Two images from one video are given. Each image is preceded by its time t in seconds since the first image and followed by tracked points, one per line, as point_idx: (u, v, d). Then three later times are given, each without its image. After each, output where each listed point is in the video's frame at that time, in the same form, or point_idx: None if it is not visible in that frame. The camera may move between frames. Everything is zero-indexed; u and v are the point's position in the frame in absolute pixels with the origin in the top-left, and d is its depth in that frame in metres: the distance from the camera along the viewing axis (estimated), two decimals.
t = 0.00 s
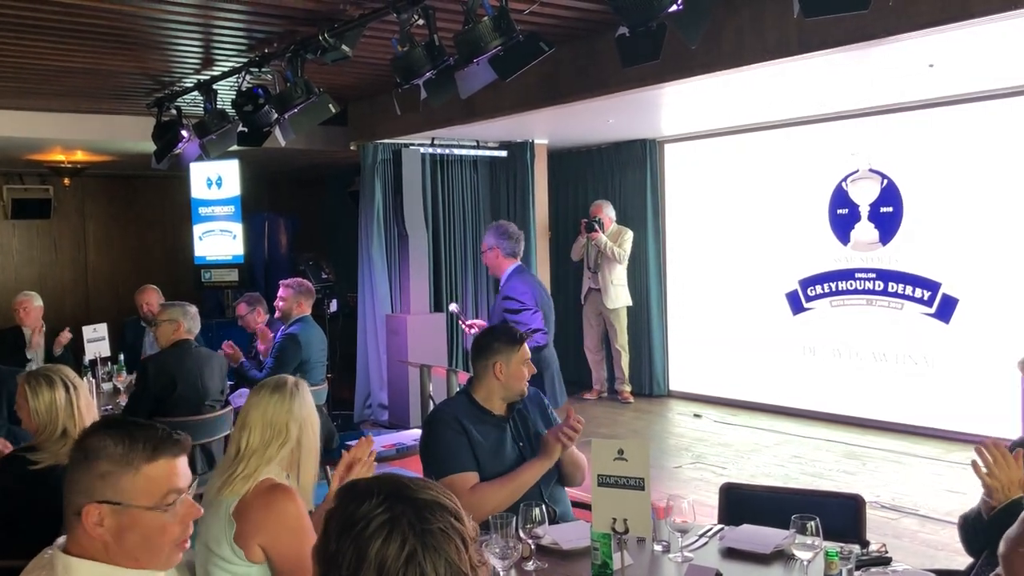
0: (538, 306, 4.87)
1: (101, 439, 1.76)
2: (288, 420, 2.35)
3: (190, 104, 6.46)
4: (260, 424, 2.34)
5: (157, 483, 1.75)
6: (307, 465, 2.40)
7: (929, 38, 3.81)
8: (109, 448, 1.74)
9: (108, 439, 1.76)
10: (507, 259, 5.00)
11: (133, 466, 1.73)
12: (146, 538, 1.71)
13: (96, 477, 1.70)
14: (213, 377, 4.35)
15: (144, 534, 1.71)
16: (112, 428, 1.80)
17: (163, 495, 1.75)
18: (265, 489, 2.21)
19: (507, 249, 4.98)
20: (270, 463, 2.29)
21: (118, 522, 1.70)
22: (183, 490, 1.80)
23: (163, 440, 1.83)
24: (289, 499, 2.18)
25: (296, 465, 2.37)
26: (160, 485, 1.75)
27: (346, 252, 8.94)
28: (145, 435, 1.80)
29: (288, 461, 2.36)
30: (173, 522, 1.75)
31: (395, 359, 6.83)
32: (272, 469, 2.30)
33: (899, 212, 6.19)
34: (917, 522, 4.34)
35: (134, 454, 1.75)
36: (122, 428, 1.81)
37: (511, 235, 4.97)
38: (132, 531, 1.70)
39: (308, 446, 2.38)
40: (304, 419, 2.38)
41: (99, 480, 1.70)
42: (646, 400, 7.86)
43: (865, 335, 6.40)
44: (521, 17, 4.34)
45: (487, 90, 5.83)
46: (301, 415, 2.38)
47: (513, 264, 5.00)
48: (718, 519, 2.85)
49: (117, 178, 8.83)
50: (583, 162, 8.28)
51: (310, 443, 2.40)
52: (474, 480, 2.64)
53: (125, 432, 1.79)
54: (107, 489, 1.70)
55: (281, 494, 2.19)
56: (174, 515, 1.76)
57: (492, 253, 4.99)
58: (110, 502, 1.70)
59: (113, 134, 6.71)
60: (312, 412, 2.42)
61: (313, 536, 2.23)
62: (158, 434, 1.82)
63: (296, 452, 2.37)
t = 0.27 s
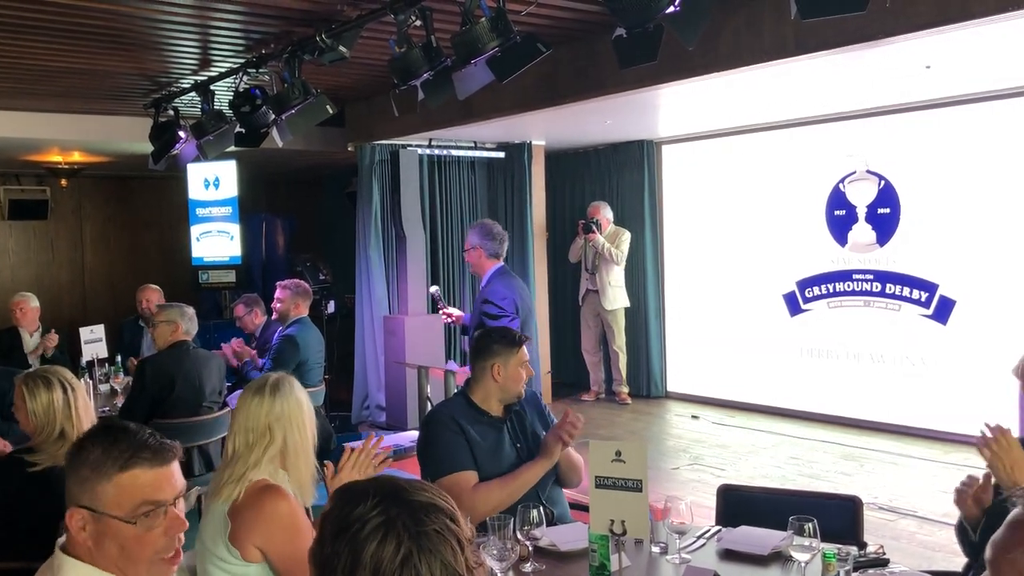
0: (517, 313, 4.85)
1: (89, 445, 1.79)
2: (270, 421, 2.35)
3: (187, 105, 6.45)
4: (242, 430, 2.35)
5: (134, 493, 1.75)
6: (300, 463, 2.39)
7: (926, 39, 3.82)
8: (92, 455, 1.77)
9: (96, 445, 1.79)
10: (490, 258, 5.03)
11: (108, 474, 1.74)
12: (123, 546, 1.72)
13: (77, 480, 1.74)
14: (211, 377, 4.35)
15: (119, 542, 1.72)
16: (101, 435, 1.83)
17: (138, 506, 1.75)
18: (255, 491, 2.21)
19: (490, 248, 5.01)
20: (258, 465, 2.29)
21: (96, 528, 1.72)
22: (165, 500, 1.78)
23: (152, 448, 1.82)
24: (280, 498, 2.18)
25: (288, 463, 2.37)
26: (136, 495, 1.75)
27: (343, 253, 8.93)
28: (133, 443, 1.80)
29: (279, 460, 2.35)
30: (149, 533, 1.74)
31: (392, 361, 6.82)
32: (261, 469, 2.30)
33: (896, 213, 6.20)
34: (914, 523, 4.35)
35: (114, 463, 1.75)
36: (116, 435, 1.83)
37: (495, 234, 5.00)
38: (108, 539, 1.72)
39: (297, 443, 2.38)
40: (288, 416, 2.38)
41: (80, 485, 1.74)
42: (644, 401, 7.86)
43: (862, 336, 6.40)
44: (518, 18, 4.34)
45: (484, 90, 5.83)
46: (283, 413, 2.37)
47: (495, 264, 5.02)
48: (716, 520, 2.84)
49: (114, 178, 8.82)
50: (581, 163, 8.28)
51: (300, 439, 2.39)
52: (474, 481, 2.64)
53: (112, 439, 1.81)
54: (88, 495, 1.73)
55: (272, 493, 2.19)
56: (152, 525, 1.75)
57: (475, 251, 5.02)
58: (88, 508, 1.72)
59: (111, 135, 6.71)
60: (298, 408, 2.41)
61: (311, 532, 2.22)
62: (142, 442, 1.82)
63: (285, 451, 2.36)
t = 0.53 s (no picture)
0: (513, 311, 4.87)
1: (94, 451, 1.78)
2: (256, 424, 2.35)
3: (185, 105, 6.44)
4: (229, 435, 2.36)
5: (133, 501, 1.72)
6: (291, 466, 2.39)
7: (924, 41, 3.82)
8: (95, 461, 1.75)
9: (100, 452, 1.77)
10: (477, 258, 5.00)
11: (106, 481, 1.72)
12: (121, 556, 1.69)
13: (79, 486, 1.73)
14: (207, 378, 4.35)
15: (118, 551, 1.69)
16: (106, 441, 1.81)
17: (136, 516, 1.72)
18: (245, 493, 2.20)
19: (477, 249, 4.99)
20: (245, 469, 2.31)
21: (96, 534, 1.70)
22: (165, 510, 1.75)
23: (155, 456, 1.80)
24: (273, 498, 2.16)
25: (278, 463, 2.37)
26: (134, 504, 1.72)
27: (340, 254, 8.93)
28: (136, 450, 1.78)
29: (269, 462, 2.36)
30: (147, 544, 1.71)
31: (389, 362, 6.81)
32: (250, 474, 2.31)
33: (894, 215, 6.20)
34: (911, 525, 4.35)
35: (114, 470, 1.73)
36: (122, 441, 1.82)
37: (483, 235, 4.99)
38: (105, 548, 1.69)
39: (286, 443, 2.37)
40: (274, 418, 2.37)
41: (81, 491, 1.72)
42: (641, 402, 7.85)
43: (859, 338, 6.41)
44: (516, 19, 4.34)
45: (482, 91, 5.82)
46: (268, 415, 2.37)
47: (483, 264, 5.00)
48: (714, 522, 2.84)
49: (111, 178, 8.80)
50: (578, 163, 8.28)
51: (288, 440, 2.39)
52: (471, 483, 2.63)
53: (114, 445, 1.79)
54: (89, 502, 1.71)
55: (266, 493, 2.18)
56: (150, 535, 1.72)
57: (463, 251, 4.98)
58: (88, 514, 1.70)
59: (108, 135, 6.69)
60: (284, 409, 2.39)
61: (307, 531, 2.19)
62: (144, 450, 1.79)
63: (274, 452, 2.37)
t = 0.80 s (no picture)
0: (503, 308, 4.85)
1: (94, 456, 1.75)
2: (249, 427, 2.35)
3: (181, 106, 6.44)
4: (221, 438, 2.35)
5: (131, 511, 1.69)
6: (284, 470, 2.37)
7: (920, 44, 3.83)
8: (94, 468, 1.71)
9: (101, 457, 1.74)
10: (459, 259, 4.99)
11: (104, 490, 1.68)
12: (118, 565, 1.67)
13: (79, 492, 1.70)
14: (205, 379, 4.34)
15: (115, 560, 1.67)
16: (107, 446, 1.77)
17: (134, 526, 1.68)
18: (233, 498, 2.21)
19: (457, 250, 4.98)
20: (236, 472, 2.29)
21: (94, 541, 1.68)
22: (164, 520, 1.71)
23: (156, 465, 1.75)
24: (262, 503, 2.18)
25: (270, 468, 2.35)
26: (132, 514, 1.68)
27: (337, 255, 8.93)
28: (136, 457, 1.73)
29: (261, 466, 2.34)
30: (145, 555, 1.68)
31: (386, 363, 6.81)
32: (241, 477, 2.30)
33: (890, 217, 6.21)
34: (908, 527, 4.35)
35: (113, 479, 1.69)
36: (124, 446, 1.77)
37: (462, 236, 4.99)
38: (103, 556, 1.68)
39: (278, 448, 2.36)
40: (267, 422, 2.36)
41: (80, 498, 1.70)
42: (637, 404, 7.86)
43: (856, 340, 6.42)
44: (513, 21, 4.34)
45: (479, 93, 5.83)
46: (262, 419, 2.36)
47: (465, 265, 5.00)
48: (710, 524, 2.84)
49: (107, 179, 8.79)
50: (575, 165, 8.29)
51: (281, 444, 2.37)
52: (467, 485, 2.63)
53: (115, 452, 1.75)
54: (88, 509, 1.68)
55: (255, 498, 2.19)
56: (149, 546, 1.69)
57: (445, 253, 4.96)
58: (87, 521, 1.68)
59: (104, 136, 6.68)
60: (278, 413, 2.40)
61: (296, 535, 2.20)
62: (144, 457, 1.74)
63: (267, 457, 2.34)
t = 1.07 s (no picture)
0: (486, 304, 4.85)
1: (97, 462, 1.75)
2: (245, 428, 2.35)
3: (178, 109, 6.44)
4: (214, 436, 2.35)
5: (133, 518, 1.69)
6: (275, 474, 2.38)
7: (915, 48, 3.85)
8: (96, 474, 1.71)
9: (104, 464, 1.74)
10: (436, 262, 4.96)
11: (106, 496, 1.68)
12: (118, 572, 1.66)
13: (81, 498, 1.70)
14: (202, 383, 4.34)
15: (114, 566, 1.66)
16: (111, 453, 1.77)
17: (136, 533, 1.68)
18: (223, 500, 2.21)
19: (433, 252, 4.95)
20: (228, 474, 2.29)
21: (94, 547, 1.68)
22: (166, 528, 1.71)
23: (157, 472, 1.75)
24: (252, 507, 2.18)
25: (261, 472, 2.35)
26: (135, 522, 1.68)
27: (334, 258, 8.93)
28: (140, 464, 1.74)
29: (252, 469, 2.34)
30: (144, 562, 1.67)
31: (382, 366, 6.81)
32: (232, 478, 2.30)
33: (886, 221, 6.23)
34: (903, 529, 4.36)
35: (115, 485, 1.69)
36: (127, 453, 1.77)
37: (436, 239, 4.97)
38: (102, 562, 1.67)
39: (271, 451, 2.37)
40: (263, 425, 2.37)
41: (82, 503, 1.70)
42: (634, 406, 7.87)
43: (851, 342, 6.43)
44: (510, 25, 4.35)
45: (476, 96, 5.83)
46: (258, 422, 2.36)
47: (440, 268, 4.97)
48: (706, 526, 2.85)
49: (103, 182, 8.78)
50: (571, 168, 8.31)
51: (274, 448, 2.38)
52: (464, 489, 2.63)
53: (117, 459, 1.75)
54: (89, 515, 1.68)
55: (245, 501, 2.19)
56: (150, 553, 1.69)
57: (423, 256, 4.91)
58: (88, 526, 1.68)
59: (100, 138, 6.68)
60: (273, 415, 2.40)
61: (285, 542, 2.20)
62: (146, 465, 1.74)
63: (259, 459, 2.35)
